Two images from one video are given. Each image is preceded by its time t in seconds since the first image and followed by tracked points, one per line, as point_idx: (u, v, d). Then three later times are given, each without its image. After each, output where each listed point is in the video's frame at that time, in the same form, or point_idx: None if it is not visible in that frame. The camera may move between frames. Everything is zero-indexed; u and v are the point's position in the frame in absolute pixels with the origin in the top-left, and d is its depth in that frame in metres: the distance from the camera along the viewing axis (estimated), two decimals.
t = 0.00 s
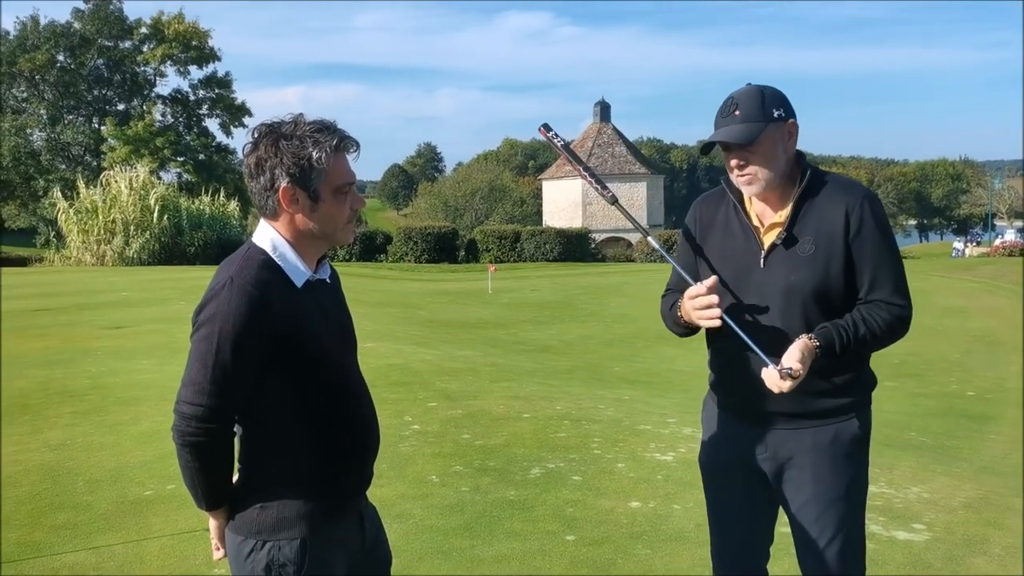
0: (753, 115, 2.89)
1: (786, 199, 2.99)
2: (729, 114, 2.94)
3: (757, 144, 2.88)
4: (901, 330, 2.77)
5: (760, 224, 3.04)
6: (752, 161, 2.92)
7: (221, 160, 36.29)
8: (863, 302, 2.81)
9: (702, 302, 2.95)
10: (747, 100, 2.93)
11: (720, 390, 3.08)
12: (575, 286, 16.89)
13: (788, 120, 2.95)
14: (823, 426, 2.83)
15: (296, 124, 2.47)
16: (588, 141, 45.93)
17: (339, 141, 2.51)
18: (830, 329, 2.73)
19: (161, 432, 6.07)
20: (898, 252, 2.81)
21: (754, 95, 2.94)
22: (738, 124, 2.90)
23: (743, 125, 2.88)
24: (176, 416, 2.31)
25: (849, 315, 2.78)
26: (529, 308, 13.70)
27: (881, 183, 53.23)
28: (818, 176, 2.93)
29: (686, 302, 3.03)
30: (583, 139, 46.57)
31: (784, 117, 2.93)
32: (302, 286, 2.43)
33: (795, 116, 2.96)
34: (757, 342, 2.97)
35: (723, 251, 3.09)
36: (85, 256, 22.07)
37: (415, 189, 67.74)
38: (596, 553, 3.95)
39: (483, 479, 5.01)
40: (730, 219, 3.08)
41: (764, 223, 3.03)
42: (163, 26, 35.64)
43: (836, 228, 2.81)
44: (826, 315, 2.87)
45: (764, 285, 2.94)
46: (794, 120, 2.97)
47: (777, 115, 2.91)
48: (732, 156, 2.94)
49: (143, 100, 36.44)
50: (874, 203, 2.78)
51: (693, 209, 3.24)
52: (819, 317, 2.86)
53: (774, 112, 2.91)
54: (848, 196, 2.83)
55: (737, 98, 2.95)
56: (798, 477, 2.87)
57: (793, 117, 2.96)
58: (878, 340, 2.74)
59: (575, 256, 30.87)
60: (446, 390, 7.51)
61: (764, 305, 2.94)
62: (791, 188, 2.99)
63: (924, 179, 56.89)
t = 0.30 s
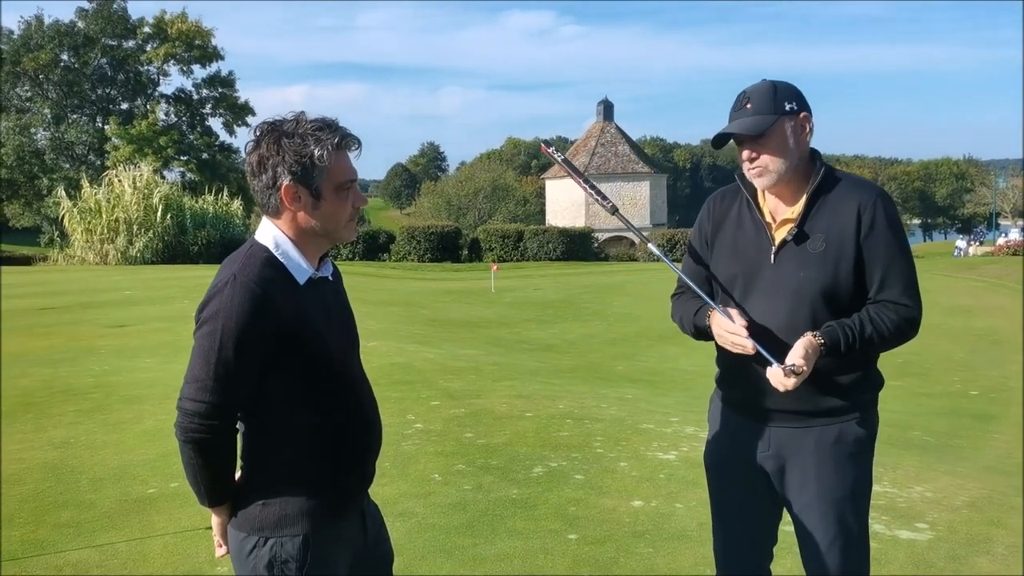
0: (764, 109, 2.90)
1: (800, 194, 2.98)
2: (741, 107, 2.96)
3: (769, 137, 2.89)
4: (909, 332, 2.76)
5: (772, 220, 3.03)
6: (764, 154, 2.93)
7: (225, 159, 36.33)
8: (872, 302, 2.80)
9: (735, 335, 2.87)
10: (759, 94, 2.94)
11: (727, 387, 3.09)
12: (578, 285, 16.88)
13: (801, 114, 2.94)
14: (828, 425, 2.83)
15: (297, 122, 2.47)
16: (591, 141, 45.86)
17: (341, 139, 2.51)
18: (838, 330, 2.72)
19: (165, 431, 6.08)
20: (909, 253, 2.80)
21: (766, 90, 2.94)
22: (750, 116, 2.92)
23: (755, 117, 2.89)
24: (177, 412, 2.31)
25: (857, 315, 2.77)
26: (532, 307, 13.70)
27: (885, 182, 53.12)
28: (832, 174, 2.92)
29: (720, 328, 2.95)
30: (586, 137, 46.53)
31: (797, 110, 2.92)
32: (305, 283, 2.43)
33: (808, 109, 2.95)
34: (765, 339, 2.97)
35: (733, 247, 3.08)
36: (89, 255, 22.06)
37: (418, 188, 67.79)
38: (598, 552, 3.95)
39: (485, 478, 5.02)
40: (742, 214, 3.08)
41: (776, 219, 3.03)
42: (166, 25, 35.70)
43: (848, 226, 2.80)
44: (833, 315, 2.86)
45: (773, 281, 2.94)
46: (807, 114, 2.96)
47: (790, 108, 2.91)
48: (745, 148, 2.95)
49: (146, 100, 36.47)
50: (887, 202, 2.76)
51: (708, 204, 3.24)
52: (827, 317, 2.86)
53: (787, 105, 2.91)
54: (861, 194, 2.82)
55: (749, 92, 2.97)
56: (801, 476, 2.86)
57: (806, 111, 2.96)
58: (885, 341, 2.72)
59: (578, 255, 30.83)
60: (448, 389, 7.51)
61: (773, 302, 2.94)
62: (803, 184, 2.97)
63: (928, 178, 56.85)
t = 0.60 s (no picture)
0: (763, 111, 2.92)
1: (805, 194, 2.97)
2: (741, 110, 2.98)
3: (768, 138, 2.91)
4: (912, 335, 2.76)
5: (777, 220, 3.03)
6: (765, 156, 2.94)
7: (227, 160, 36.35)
8: (876, 304, 2.80)
9: (713, 324, 3.02)
10: (761, 95, 2.96)
11: (730, 386, 3.10)
12: (580, 285, 16.87)
13: (803, 114, 2.93)
14: (829, 426, 2.83)
15: (286, 121, 2.47)
16: (593, 141, 45.80)
17: (330, 137, 2.50)
18: (842, 336, 2.72)
19: (167, 431, 6.09)
20: (914, 254, 2.79)
21: (766, 91, 2.95)
22: (752, 118, 2.94)
23: (756, 119, 2.92)
24: (186, 410, 2.25)
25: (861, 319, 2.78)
26: (534, 307, 13.70)
27: (887, 182, 53.05)
28: (839, 174, 2.91)
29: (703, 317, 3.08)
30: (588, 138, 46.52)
31: (798, 110, 2.92)
32: (303, 280, 2.45)
33: (811, 109, 2.95)
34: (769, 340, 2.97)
35: (738, 246, 3.09)
36: (91, 256, 22.09)
37: (420, 188, 67.86)
38: (599, 552, 3.96)
39: (486, 478, 5.02)
40: (748, 215, 3.10)
41: (781, 220, 3.03)
42: (168, 26, 35.75)
43: (852, 227, 2.80)
44: (837, 315, 2.86)
45: (777, 281, 2.95)
46: (811, 114, 2.95)
47: (789, 109, 2.91)
48: (747, 151, 2.97)
49: (148, 101, 36.41)
50: (891, 204, 2.75)
51: (715, 203, 3.25)
52: (830, 318, 2.86)
53: (787, 107, 2.91)
54: (866, 196, 2.82)
55: (752, 93, 2.99)
56: (803, 476, 2.87)
57: (810, 111, 2.95)
58: (888, 346, 2.73)
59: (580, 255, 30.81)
60: (450, 389, 7.52)
61: (776, 301, 2.95)
62: (808, 183, 2.96)
63: (931, 178, 56.90)
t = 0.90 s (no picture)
0: (761, 110, 2.93)
1: (804, 194, 2.97)
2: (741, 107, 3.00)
3: (763, 138, 2.91)
4: (915, 336, 2.75)
5: (777, 220, 3.04)
6: (763, 155, 2.95)
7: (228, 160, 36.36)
8: (878, 305, 2.79)
9: (703, 323, 3.08)
10: (761, 94, 2.97)
11: (731, 388, 3.10)
12: (581, 285, 16.87)
13: (803, 115, 2.93)
14: (829, 427, 2.83)
15: (271, 126, 2.48)
16: (594, 141, 45.81)
17: (313, 145, 2.47)
18: (841, 339, 2.73)
19: (168, 431, 6.10)
20: (916, 254, 2.78)
21: (767, 90, 2.95)
22: (750, 118, 2.96)
23: (753, 119, 2.93)
24: (294, 361, 2.24)
25: (863, 322, 2.77)
26: (535, 307, 13.70)
27: (889, 183, 53.11)
28: (839, 174, 2.91)
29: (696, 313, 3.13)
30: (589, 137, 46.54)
31: (798, 110, 2.92)
32: (288, 281, 2.48)
33: (811, 109, 2.94)
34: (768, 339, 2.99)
35: (737, 246, 3.11)
36: (92, 256, 22.17)
37: (420, 189, 67.94)
38: (599, 552, 3.96)
39: (487, 478, 5.03)
40: (749, 214, 3.11)
41: (782, 219, 3.04)
42: (170, 26, 35.84)
43: (852, 227, 2.80)
44: (837, 315, 2.87)
45: (777, 282, 2.95)
46: (810, 114, 2.94)
47: (788, 109, 2.91)
48: (746, 150, 2.98)
49: (150, 100, 36.53)
50: (892, 204, 2.75)
51: (717, 203, 3.26)
52: (829, 318, 2.87)
53: (785, 107, 2.91)
54: (866, 196, 2.81)
55: (753, 92, 3.00)
56: (803, 477, 2.87)
57: (810, 111, 2.94)
58: (890, 348, 2.73)
59: (580, 255, 30.80)
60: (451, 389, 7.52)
61: (776, 301, 2.96)
62: (806, 185, 2.97)
63: (932, 178, 56.86)
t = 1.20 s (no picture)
0: (765, 109, 2.92)
1: (806, 192, 2.98)
2: (746, 105, 3.00)
3: (767, 136, 2.91)
4: (917, 336, 2.75)
5: (779, 219, 3.05)
6: (765, 153, 2.94)
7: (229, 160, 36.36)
8: (879, 305, 2.78)
9: (703, 320, 3.05)
10: (764, 93, 2.97)
11: (732, 388, 3.10)
12: (582, 285, 16.86)
13: (806, 114, 2.93)
14: (830, 427, 2.83)
15: (271, 125, 2.47)
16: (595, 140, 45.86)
17: (313, 143, 2.47)
18: (845, 339, 2.72)
19: (168, 431, 6.09)
20: (917, 254, 2.78)
21: (773, 88, 2.95)
22: (753, 116, 2.95)
23: (756, 117, 2.92)
24: (328, 328, 2.25)
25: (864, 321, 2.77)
26: (535, 307, 13.69)
27: (889, 182, 53.09)
28: (841, 174, 2.91)
29: (696, 310, 3.11)
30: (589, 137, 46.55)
31: (801, 110, 2.91)
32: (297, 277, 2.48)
33: (815, 109, 2.94)
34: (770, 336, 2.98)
35: (740, 243, 3.10)
36: (93, 255, 22.09)
37: (421, 188, 67.94)
38: (600, 552, 3.96)
39: (488, 477, 5.03)
40: (751, 213, 3.10)
41: (784, 219, 3.04)
42: (171, 26, 35.88)
43: (853, 227, 2.79)
44: (839, 315, 2.86)
45: (779, 281, 2.95)
46: (814, 113, 2.94)
47: (793, 109, 2.91)
48: (748, 148, 2.98)
49: (151, 100, 36.47)
50: (894, 203, 2.74)
51: (718, 203, 3.26)
52: (831, 318, 2.86)
53: (789, 105, 2.91)
54: (868, 196, 2.81)
55: (756, 91, 3.00)
56: (806, 479, 2.87)
57: (813, 110, 2.94)
58: (892, 347, 2.72)
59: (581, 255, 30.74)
60: (452, 389, 7.51)
61: (778, 299, 2.95)
62: (809, 184, 2.97)
63: (933, 178, 56.83)
